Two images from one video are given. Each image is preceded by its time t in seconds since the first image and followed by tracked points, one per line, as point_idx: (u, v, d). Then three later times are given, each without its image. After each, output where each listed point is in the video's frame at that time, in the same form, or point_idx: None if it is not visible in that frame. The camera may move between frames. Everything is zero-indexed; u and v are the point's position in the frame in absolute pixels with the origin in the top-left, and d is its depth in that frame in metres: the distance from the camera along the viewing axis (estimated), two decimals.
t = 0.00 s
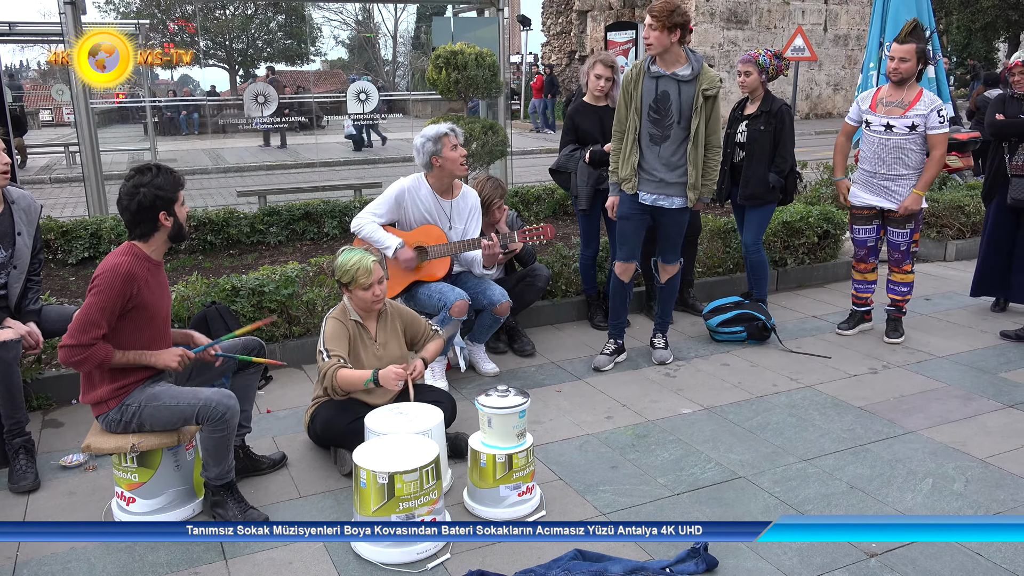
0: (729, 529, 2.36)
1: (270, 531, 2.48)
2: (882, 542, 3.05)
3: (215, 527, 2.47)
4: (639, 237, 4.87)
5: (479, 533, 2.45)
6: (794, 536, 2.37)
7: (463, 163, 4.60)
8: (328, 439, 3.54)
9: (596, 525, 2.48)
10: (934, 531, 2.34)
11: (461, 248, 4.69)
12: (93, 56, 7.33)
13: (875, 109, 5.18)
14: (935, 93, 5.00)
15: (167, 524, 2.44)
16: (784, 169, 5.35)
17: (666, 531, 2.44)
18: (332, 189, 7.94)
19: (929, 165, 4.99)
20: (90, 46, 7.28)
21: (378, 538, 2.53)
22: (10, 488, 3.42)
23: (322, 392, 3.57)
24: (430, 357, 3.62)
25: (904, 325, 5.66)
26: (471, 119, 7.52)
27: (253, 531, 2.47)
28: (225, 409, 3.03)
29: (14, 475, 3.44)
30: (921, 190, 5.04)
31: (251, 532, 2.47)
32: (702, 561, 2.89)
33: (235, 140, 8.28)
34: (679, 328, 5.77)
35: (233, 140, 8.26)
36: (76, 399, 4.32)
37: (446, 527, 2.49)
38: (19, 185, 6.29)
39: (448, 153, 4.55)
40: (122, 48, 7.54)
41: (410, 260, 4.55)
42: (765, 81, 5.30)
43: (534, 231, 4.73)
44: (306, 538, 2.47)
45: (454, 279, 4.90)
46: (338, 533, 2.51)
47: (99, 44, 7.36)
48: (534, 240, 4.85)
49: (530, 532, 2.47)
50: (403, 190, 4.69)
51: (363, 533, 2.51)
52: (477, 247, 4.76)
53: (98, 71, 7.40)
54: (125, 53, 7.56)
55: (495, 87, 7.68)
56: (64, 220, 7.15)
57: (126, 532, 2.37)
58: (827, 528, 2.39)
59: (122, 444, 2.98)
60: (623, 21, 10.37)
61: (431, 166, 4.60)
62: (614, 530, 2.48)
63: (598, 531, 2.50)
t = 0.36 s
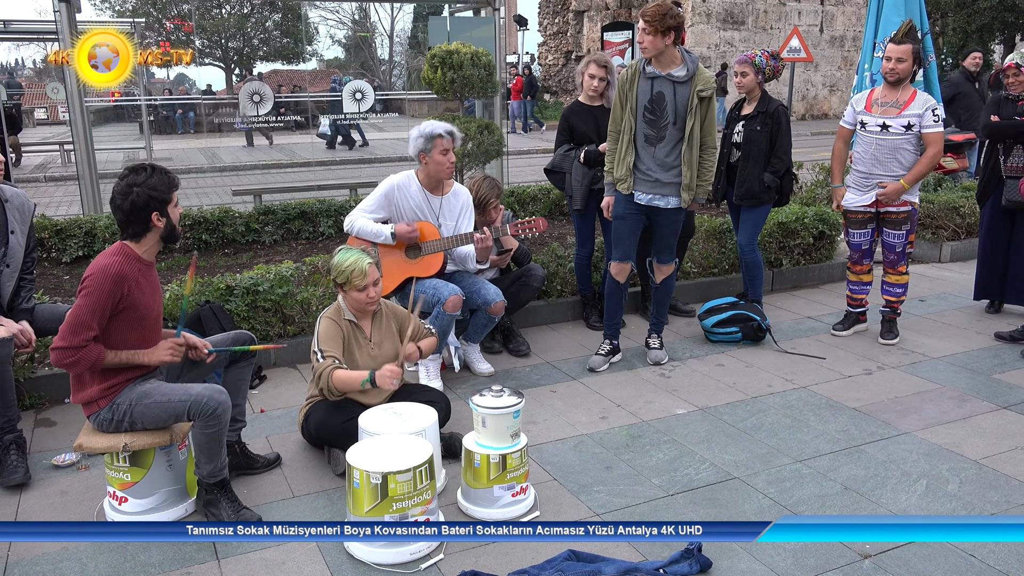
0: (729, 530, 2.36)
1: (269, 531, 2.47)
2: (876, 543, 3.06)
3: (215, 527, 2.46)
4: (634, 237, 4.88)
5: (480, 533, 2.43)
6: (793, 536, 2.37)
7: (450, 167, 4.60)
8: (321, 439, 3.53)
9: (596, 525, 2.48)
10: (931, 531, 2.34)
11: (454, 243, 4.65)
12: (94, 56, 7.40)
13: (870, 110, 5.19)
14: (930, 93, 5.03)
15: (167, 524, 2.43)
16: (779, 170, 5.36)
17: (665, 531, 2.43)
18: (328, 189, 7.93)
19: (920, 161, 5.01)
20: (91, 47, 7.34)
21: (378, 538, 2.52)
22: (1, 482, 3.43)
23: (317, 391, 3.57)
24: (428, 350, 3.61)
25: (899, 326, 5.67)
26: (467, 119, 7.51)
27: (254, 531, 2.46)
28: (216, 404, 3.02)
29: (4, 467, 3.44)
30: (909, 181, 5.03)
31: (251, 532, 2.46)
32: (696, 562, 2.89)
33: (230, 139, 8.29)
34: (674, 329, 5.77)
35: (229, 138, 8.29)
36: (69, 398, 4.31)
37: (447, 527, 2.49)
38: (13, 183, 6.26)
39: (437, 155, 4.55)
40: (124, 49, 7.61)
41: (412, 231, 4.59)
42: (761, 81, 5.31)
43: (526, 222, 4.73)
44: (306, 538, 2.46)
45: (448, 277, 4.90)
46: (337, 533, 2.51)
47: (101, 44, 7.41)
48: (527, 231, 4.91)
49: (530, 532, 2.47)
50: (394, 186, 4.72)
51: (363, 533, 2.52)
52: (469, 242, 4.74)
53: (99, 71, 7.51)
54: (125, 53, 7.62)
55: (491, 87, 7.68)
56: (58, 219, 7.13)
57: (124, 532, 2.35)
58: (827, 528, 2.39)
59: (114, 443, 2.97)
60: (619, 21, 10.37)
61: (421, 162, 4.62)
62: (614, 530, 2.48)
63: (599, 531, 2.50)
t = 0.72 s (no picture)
0: (729, 530, 2.36)
1: (269, 531, 2.46)
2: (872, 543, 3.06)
3: (215, 527, 2.46)
4: (632, 235, 4.87)
5: (480, 533, 2.42)
6: (794, 537, 2.36)
7: (442, 160, 4.59)
8: (317, 436, 3.53)
9: (596, 525, 2.48)
10: (930, 530, 2.34)
11: (450, 237, 4.64)
12: (95, 57, 7.46)
13: (867, 109, 5.18)
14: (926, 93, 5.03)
15: (167, 524, 2.42)
16: (777, 170, 5.35)
17: (666, 531, 2.43)
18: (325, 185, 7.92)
19: (917, 161, 5.02)
20: (91, 49, 7.40)
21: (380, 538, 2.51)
22: None
23: (313, 388, 3.57)
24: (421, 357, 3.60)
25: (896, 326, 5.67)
26: (466, 116, 7.49)
27: (253, 531, 2.44)
28: (213, 405, 3.02)
29: None
30: (907, 179, 5.04)
31: (251, 532, 2.44)
32: (691, 562, 2.89)
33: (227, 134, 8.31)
34: (671, 328, 5.77)
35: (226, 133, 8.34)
36: (64, 393, 4.30)
37: (447, 527, 2.48)
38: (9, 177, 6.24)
39: (425, 148, 4.55)
40: (123, 49, 7.69)
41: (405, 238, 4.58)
42: (759, 80, 5.30)
43: (522, 216, 4.68)
44: (305, 538, 2.46)
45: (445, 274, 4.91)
46: (337, 533, 2.51)
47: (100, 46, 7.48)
48: (523, 227, 4.83)
49: (530, 532, 2.46)
50: (388, 181, 4.71)
51: (363, 533, 2.52)
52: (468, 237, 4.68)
53: (99, 71, 7.53)
54: (125, 53, 7.68)
55: (490, 84, 7.67)
56: (54, 213, 7.11)
57: (124, 532, 2.34)
58: (827, 527, 2.39)
59: (109, 439, 2.97)
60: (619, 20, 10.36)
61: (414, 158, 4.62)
62: (613, 530, 2.47)
63: (598, 531, 2.49)
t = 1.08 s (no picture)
0: (728, 530, 2.36)
1: (269, 531, 2.46)
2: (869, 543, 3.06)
3: (215, 527, 2.46)
4: (632, 232, 4.86)
5: (480, 533, 2.42)
6: (794, 538, 2.36)
7: (442, 163, 4.59)
8: (314, 431, 3.53)
9: (595, 525, 2.47)
10: (930, 531, 2.34)
11: (450, 237, 4.67)
12: (91, 55, 7.38)
13: (866, 108, 5.18)
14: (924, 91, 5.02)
15: (168, 524, 2.42)
16: (771, 167, 5.31)
17: (665, 531, 2.43)
18: (325, 180, 7.91)
19: (914, 160, 5.03)
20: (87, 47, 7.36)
21: (380, 538, 2.54)
22: None
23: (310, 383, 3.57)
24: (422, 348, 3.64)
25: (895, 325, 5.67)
26: (466, 112, 7.48)
27: (253, 531, 2.44)
28: (210, 400, 3.02)
29: None
30: (903, 180, 5.02)
31: (250, 532, 2.44)
32: (689, 560, 2.89)
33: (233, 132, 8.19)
34: (670, 326, 5.77)
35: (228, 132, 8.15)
36: (62, 387, 4.29)
37: (447, 527, 2.47)
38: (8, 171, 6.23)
39: (425, 150, 4.56)
40: (125, 48, 7.65)
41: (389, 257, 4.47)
42: (757, 78, 5.28)
43: (522, 217, 4.70)
44: (305, 538, 2.46)
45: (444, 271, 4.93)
46: (337, 533, 2.51)
47: (97, 45, 7.44)
48: (522, 227, 4.82)
49: (530, 532, 2.46)
50: (393, 179, 4.68)
51: (363, 533, 2.52)
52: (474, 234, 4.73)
53: (99, 71, 7.44)
54: (125, 54, 7.64)
55: (490, 81, 7.66)
56: (53, 207, 7.09)
57: (124, 532, 2.33)
58: (827, 528, 2.39)
59: (105, 434, 2.96)
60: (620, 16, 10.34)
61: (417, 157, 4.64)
62: (613, 529, 2.47)
63: (598, 531, 2.49)
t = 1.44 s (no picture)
0: (729, 530, 2.36)
1: (269, 531, 2.46)
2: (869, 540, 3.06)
3: (215, 527, 2.44)
4: (631, 229, 4.85)
5: (480, 533, 2.42)
6: (794, 537, 2.35)
7: (445, 166, 4.55)
8: (314, 428, 3.53)
9: (595, 525, 2.47)
10: (931, 531, 2.33)
11: (453, 237, 4.68)
12: (93, 54, 7.36)
13: (865, 102, 5.18)
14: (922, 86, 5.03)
15: (168, 523, 2.41)
16: (767, 162, 5.30)
17: (666, 531, 2.42)
18: (324, 177, 7.91)
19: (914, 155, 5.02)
20: (89, 47, 7.34)
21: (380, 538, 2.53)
22: None
23: (309, 380, 3.57)
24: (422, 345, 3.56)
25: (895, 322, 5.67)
26: (465, 109, 7.46)
27: (252, 531, 2.44)
28: (207, 391, 3.01)
29: None
30: (909, 177, 4.99)
31: (250, 532, 2.44)
32: (688, 557, 2.90)
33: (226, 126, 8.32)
34: (670, 323, 5.77)
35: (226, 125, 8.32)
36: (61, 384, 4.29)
37: (447, 527, 2.46)
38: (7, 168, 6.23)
39: (431, 149, 4.53)
40: (123, 48, 7.65)
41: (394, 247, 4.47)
42: (755, 74, 5.28)
43: (525, 223, 4.71)
44: (305, 538, 2.45)
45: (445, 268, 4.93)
46: (337, 533, 2.51)
47: (98, 45, 7.42)
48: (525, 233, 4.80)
49: (530, 531, 2.46)
50: (397, 175, 4.67)
51: (363, 532, 2.52)
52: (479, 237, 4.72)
53: (98, 71, 7.45)
54: (124, 53, 7.65)
55: (490, 78, 7.64)
56: (52, 204, 7.09)
57: (123, 532, 2.32)
58: (828, 528, 2.38)
59: (104, 430, 2.96)
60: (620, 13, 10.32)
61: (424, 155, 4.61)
62: (613, 529, 2.46)
63: (598, 531, 2.49)
